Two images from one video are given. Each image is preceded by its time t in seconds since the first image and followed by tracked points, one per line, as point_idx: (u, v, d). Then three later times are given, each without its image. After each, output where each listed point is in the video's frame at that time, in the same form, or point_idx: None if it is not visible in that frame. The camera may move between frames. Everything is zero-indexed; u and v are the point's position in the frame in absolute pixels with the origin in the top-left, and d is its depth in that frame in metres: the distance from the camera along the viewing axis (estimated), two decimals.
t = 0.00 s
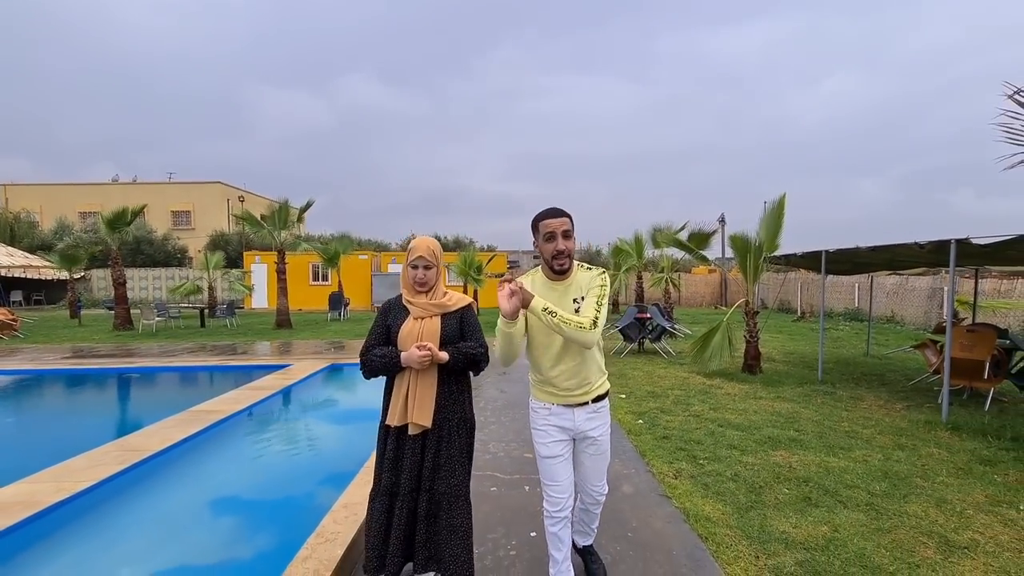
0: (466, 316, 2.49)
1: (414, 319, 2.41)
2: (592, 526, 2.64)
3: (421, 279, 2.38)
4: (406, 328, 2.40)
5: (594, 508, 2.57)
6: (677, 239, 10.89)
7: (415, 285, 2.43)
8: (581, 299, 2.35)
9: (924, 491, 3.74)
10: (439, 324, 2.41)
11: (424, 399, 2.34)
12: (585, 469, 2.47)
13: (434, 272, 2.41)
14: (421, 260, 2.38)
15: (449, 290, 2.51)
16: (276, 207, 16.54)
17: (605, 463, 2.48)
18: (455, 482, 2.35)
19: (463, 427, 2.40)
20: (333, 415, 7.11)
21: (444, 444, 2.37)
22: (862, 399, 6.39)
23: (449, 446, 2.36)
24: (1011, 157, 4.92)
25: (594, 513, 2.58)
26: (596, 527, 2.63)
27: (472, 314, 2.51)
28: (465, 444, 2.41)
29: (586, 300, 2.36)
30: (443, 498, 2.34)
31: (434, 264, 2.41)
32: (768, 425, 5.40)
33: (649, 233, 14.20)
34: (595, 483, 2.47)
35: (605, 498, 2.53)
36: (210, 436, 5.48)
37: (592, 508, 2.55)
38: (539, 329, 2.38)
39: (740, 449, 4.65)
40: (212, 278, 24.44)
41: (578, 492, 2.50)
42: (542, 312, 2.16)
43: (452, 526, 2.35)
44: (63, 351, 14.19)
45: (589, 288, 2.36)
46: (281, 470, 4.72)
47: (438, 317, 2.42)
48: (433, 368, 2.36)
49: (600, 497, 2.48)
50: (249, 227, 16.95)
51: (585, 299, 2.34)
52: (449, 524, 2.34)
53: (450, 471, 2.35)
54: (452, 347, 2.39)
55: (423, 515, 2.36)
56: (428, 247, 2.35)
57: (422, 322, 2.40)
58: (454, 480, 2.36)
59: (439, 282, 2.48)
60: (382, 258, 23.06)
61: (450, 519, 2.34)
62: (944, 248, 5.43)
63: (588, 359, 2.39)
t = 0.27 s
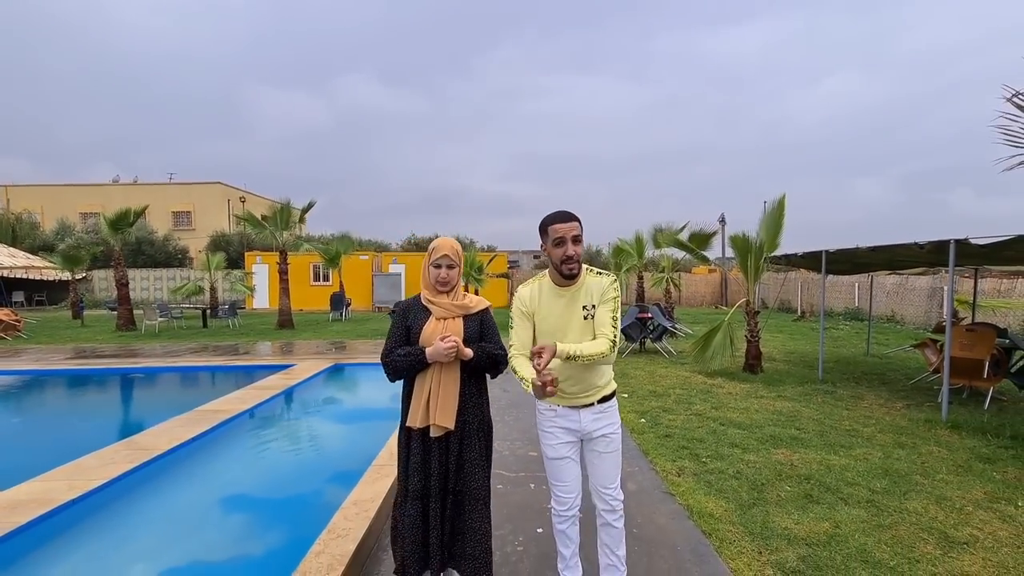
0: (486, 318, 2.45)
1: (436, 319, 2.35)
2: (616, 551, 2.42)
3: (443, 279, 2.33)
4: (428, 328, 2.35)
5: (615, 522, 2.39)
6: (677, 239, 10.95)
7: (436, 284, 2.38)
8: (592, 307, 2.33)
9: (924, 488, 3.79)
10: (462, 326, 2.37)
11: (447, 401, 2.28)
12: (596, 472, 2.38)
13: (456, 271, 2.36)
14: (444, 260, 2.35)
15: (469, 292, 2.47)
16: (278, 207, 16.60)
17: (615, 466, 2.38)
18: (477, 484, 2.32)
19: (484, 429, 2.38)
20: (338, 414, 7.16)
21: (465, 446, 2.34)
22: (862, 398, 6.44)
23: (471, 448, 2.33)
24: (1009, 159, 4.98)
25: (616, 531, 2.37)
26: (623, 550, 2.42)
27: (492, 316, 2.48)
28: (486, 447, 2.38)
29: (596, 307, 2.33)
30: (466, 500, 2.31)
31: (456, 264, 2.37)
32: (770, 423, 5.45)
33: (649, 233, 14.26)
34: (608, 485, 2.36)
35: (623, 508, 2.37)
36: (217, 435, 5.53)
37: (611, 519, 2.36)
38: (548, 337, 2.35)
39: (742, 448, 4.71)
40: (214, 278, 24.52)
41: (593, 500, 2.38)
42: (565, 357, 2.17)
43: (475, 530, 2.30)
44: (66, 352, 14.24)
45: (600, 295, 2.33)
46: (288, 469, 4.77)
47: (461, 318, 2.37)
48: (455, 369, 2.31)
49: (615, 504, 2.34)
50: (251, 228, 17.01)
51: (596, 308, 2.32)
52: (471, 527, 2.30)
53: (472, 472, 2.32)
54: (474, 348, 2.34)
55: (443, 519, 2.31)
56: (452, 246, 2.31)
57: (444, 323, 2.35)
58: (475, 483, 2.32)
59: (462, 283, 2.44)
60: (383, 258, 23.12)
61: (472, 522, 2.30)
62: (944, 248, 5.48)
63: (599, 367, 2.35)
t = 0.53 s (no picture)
0: (506, 320, 2.49)
1: (457, 320, 2.38)
2: (631, 566, 2.34)
3: (465, 279, 2.36)
4: (450, 328, 2.37)
5: (629, 533, 2.34)
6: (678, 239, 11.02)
7: (458, 285, 2.41)
8: (612, 311, 2.35)
9: (924, 484, 3.85)
10: (483, 327, 2.40)
11: (468, 401, 2.30)
12: (610, 477, 2.38)
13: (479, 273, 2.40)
14: (466, 261, 2.38)
15: (489, 294, 2.50)
16: (280, 208, 16.67)
17: (630, 470, 2.38)
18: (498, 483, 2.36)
19: (504, 429, 2.40)
20: (343, 413, 7.23)
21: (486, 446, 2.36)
22: (863, 396, 6.51)
23: (493, 449, 2.36)
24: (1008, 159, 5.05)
25: (629, 542, 2.32)
26: (637, 566, 2.35)
27: (510, 318, 2.52)
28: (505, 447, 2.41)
29: (617, 311, 2.35)
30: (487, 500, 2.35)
31: (478, 265, 2.40)
32: (771, 421, 5.52)
33: (650, 233, 14.32)
34: (620, 491, 2.34)
35: (637, 517, 2.33)
36: (226, 433, 5.61)
37: (625, 529, 2.32)
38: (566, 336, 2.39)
39: (744, 445, 4.78)
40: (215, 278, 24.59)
41: (608, 509, 2.35)
42: (577, 361, 2.22)
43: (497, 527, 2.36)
44: (70, 352, 14.31)
45: (622, 298, 2.34)
46: (297, 466, 4.84)
47: (482, 320, 2.41)
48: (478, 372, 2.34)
49: (629, 512, 2.31)
50: (254, 228, 17.07)
51: (618, 312, 2.34)
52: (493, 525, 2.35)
53: (494, 473, 2.35)
54: (494, 351, 2.39)
55: (463, 520, 2.34)
56: (474, 248, 2.35)
57: (466, 324, 2.38)
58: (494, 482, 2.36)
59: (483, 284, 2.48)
60: (384, 259, 23.19)
61: (495, 521, 2.35)
62: (943, 247, 5.55)
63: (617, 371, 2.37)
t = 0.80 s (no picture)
0: (515, 318, 2.51)
1: (469, 317, 2.39)
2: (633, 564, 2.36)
3: (474, 276, 2.37)
4: (462, 325, 2.37)
5: (634, 534, 2.35)
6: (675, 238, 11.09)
7: (467, 282, 2.42)
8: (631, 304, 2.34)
9: (916, 478, 3.92)
10: (493, 324, 2.41)
11: (480, 396, 2.32)
12: (618, 478, 2.36)
13: (487, 269, 2.40)
14: (474, 258, 2.39)
15: (498, 292, 2.52)
16: (279, 207, 16.70)
17: (637, 474, 2.35)
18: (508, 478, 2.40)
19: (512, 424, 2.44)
20: (344, 411, 7.29)
21: (497, 441, 2.39)
22: (858, 392, 6.59)
23: (503, 444, 2.39)
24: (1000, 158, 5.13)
25: (633, 543, 2.33)
26: (640, 566, 2.37)
27: (518, 315, 2.54)
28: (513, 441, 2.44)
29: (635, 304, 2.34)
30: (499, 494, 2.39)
31: (487, 262, 2.41)
32: (767, 417, 5.59)
33: (649, 231, 14.38)
34: (627, 494, 2.32)
35: (642, 519, 2.34)
36: (229, 430, 5.67)
37: (628, 531, 2.33)
38: (581, 324, 2.39)
39: (741, 440, 4.85)
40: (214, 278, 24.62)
41: (614, 508, 2.36)
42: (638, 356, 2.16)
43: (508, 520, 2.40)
44: (70, 351, 14.33)
45: (641, 293, 2.35)
46: (299, 462, 4.90)
47: (492, 317, 2.42)
48: (487, 368, 2.36)
49: (634, 515, 2.31)
50: (254, 228, 17.10)
51: (636, 304, 2.33)
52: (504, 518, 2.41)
53: (505, 468, 2.39)
54: (503, 348, 2.41)
55: (475, 516, 2.36)
56: (482, 244, 2.36)
57: (477, 321, 2.39)
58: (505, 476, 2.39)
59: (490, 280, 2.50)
60: (383, 258, 23.24)
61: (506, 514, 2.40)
62: (937, 245, 5.62)
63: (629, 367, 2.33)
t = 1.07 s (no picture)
0: (510, 320, 2.55)
1: (468, 318, 2.40)
2: (627, 564, 2.37)
3: (471, 278, 2.38)
4: (461, 327, 2.39)
5: (631, 536, 2.35)
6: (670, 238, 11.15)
7: (463, 284, 2.43)
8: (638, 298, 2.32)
9: (904, 475, 4.00)
10: (491, 327, 2.45)
11: (479, 398, 2.37)
12: (618, 482, 2.33)
13: (484, 272, 2.42)
14: (470, 260, 2.39)
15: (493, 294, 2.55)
16: (276, 209, 16.73)
17: (638, 478, 2.32)
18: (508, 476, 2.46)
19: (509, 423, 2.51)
20: (341, 411, 7.32)
21: (495, 442, 2.45)
22: (849, 391, 6.68)
23: (501, 443, 2.46)
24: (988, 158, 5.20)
25: (629, 543, 2.33)
26: (634, 565, 2.37)
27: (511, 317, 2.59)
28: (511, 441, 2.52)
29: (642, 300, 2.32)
30: (499, 493, 2.45)
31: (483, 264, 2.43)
32: (760, 416, 5.66)
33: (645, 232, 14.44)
34: (628, 497, 2.30)
35: (640, 521, 2.33)
36: (226, 430, 5.70)
37: (626, 533, 2.33)
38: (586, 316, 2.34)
39: (734, 439, 4.92)
40: (210, 279, 24.58)
41: (613, 511, 2.35)
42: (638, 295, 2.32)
43: (511, 518, 2.47)
44: (66, 353, 14.32)
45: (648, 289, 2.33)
46: (296, 462, 4.95)
47: (490, 320, 2.46)
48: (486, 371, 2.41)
49: (632, 518, 2.30)
50: (251, 229, 17.11)
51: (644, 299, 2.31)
52: (506, 517, 2.46)
53: (505, 467, 2.45)
54: (500, 351, 2.46)
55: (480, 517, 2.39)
56: (479, 247, 2.36)
57: (476, 323, 2.42)
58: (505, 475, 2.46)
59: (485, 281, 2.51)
60: (379, 259, 23.27)
61: (508, 513, 2.46)
62: (926, 246, 5.70)
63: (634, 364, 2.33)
